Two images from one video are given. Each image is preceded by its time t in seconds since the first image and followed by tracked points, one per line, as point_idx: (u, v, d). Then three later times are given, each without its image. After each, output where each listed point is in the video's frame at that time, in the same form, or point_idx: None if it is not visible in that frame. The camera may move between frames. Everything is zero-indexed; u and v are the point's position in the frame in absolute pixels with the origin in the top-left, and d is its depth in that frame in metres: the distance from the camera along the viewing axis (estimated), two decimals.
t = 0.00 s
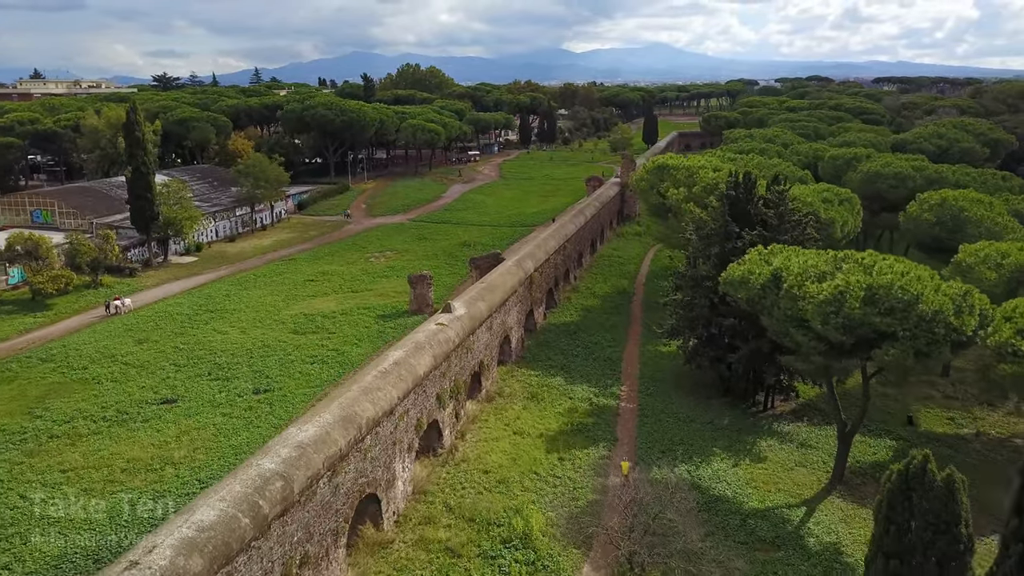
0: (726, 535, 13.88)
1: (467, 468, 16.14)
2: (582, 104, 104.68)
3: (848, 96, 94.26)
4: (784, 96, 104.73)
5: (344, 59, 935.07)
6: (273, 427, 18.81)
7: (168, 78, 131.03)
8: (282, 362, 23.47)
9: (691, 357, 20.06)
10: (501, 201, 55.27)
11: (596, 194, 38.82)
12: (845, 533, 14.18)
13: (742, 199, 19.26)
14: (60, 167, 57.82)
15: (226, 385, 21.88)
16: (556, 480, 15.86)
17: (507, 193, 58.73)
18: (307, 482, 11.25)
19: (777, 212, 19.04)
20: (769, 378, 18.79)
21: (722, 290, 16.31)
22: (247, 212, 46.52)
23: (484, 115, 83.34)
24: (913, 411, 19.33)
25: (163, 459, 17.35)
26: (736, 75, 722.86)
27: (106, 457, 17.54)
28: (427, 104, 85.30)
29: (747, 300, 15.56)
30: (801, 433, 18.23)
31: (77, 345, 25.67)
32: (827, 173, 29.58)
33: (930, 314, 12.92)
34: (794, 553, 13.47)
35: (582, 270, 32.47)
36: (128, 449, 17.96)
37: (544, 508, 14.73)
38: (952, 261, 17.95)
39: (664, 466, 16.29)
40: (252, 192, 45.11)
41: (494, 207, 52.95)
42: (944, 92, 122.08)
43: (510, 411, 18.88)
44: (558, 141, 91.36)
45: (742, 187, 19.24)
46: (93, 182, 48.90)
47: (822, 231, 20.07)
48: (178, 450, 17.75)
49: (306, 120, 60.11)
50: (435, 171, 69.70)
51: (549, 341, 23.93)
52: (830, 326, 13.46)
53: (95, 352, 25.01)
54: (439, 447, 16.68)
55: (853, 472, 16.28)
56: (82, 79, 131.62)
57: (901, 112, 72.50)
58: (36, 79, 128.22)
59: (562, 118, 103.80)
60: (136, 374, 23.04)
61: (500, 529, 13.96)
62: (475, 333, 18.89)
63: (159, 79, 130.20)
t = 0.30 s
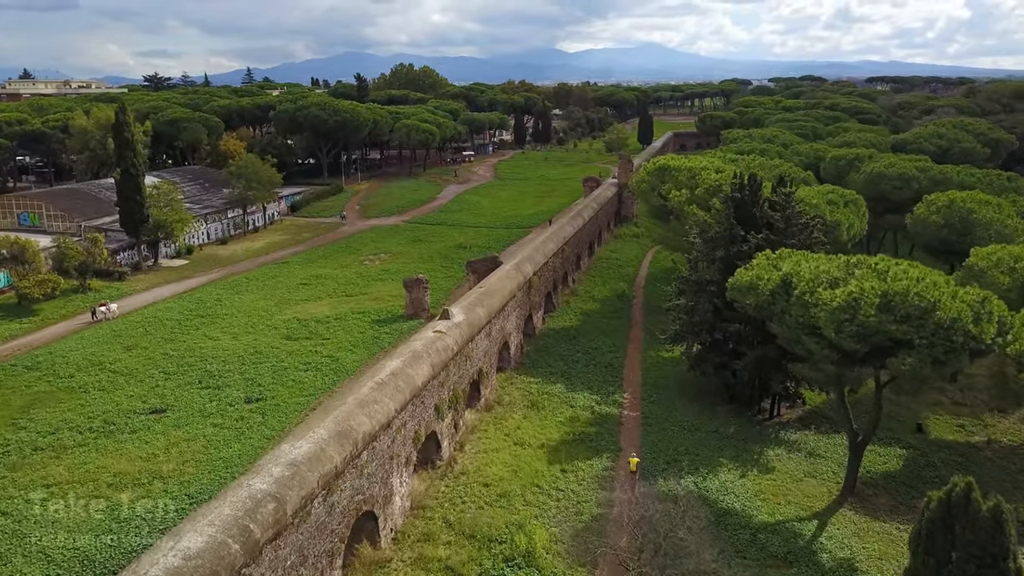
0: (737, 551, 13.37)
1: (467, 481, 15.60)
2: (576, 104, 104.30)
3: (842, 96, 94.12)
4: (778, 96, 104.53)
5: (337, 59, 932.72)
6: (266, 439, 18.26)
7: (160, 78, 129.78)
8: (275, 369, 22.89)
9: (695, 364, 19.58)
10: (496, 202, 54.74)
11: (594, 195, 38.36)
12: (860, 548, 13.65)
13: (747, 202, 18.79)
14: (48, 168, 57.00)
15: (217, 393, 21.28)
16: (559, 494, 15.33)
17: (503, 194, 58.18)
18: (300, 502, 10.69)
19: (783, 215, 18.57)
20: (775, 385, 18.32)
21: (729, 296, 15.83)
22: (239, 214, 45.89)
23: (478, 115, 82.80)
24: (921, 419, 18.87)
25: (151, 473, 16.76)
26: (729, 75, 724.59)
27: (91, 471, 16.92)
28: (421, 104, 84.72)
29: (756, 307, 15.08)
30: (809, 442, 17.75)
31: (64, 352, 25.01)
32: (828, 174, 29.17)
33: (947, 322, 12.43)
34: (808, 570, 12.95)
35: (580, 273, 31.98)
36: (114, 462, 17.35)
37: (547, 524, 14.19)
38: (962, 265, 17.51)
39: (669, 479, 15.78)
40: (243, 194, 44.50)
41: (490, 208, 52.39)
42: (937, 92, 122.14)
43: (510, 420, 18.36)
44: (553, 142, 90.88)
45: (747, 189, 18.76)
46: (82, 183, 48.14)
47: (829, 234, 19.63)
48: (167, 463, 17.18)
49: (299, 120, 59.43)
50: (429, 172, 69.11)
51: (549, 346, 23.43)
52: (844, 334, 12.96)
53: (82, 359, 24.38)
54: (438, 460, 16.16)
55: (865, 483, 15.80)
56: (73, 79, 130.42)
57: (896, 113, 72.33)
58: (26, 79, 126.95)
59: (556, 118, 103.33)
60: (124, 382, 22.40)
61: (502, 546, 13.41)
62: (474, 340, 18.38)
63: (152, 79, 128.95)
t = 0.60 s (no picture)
0: (746, 568, 12.90)
1: (466, 494, 15.09)
2: (570, 104, 103.88)
3: (836, 95, 93.96)
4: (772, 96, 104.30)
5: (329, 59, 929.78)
6: (257, 452, 17.70)
7: (150, 78, 128.55)
8: (266, 376, 22.32)
9: (699, 370, 19.13)
10: (490, 203, 54.21)
11: (590, 197, 37.90)
12: (872, 562, 13.18)
13: (751, 205, 18.36)
14: (35, 170, 56.15)
15: (207, 403, 20.67)
16: (561, 507, 14.84)
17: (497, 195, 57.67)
18: (294, 524, 10.15)
19: (789, 217, 18.14)
20: (781, 392, 17.88)
21: (735, 302, 15.40)
22: (230, 216, 45.23)
23: (471, 116, 82.23)
24: (929, 426, 18.47)
25: (138, 487, 16.18)
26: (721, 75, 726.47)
27: (76, 486, 16.32)
28: (414, 104, 84.08)
29: (764, 313, 14.64)
30: (817, 451, 17.31)
31: (49, 360, 24.36)
32: (828, 175, 28.80)
33: (964, 329, 11.99)
34: None
35: (578, 276, 31.52)
36: (99, 476, 16.74)
37: (550, 540, 13.68)
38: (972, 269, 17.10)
39: (674, 491, 15.32)
40: (234, 196, 43.85)
41: (484, 209, 51.87)
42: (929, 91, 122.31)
43: (510, 430, 17.86)
44: (547, 142, 90.37)
45: (751, 191, 18.32)
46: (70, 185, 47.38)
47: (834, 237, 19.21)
48: (154, 477, 16.60)
49: (290, 121, 58.70)
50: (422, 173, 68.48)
51: (548, 352, 22.95)
52: (858, 342, 12.51)
53: (68, 367, 23.72)
54: (436, 472, 15.66)
55: (875, 493, 15.34)
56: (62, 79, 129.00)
57: (891, 113, 72.17)
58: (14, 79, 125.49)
59: (550, 118, 102.87)
60: (111, 392, 21.74)
61: (503, 563, 12.90)
62: (472, 347, 17.87)
63: (142, 79, 127.74)
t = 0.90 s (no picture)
0: None
1: (458, 507, 14.57)
2: (555, 104, 103.56)
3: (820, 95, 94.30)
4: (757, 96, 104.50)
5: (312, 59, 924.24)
6: (240, 465, 17.07)
7: (130, 78, 126.61)
8: (249, 385, 21.66)
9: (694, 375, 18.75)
10: (477, 204, 53.69)
11: (579, 198, 37.50)
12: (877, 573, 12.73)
13: (747, 206, 18.00)
14: (11, 171, 54.83)
15: (188, 413, 19.98)
16: (556, 520, 14.36)
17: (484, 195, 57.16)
18: (279, 547, 9.58)
19: (785, 219, 17.83)
20: (778, 397, 17.53)
21: (734, 306, 15.05)
22: (212, 218, 44.35)
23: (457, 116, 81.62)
24: (927, 430, 18.19)
25: (115, 504, 15.50)
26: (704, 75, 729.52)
27: (50, 503, 15.61)
28: (399, 104, 83.31)
29: (764, 319, 14.24)
30: (815, 457, 16.96)
31: (23, 368, 23.55)
32: (819, 175, 28.58)
33: (970, 335, 11.65)
34: None
35: (567, 278, 31.09)
36: (75, 492, 16.05)
37: (546, 555, 13.20)
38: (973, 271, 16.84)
39: (672, 502, 14.89)
40: (217, 198, 43.01)
41: (471, 210, 51.34)
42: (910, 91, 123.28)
43: (501, 439, 17.37)
44: (533, 142, 89.92)
45: (747, 192, 17.97)
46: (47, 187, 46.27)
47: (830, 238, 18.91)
48: (133, 492, 15.93)
49: (273, 121, 57.82)
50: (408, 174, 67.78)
51: (539, 357, 22.48)
52: (862, 348, 12.15)
53: (43, 376, 22.91)
54: (427, 484, 15.14)
55: (876, 501, 14.96)
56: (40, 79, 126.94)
57: (875, 113, 72.45)
58: None
59: (535, 118, 102.47)
60: (88, 402, 20.98)
61: None
62: (462, 355, 17.36)
63: (123, 79, 125.92)
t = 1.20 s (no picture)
0: None
1: (453, 520, 14.09)
2: (542, 104, 103.20)
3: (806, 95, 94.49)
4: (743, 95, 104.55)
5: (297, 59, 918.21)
6: (225, 478, 16.49)
7: (112, 79, 124.89)
8: (235, 393, 21.06)
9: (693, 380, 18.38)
10: (465, 204, 53.17)
11: (569, 198, 37.09)
12: None
13: (743, 208, 17.68)
14: None
15: (171, 423, 19.35)
16: (554, 533, 13.89)
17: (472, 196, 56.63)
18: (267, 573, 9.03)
19: (783, 221, 17.49)
20: (777, 403, 17.19)
21: (735, 311, 14.74)
22: (196, 221, 43.54)
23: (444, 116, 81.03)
24: (927, 435, 17.92)
25: (95, 521, 14.88)
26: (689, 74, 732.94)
27: (27, 520, 14.96)
28: (385, 104, 82.58)
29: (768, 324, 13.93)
30: (816, 464, 16.64)
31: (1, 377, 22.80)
32: (812, 176, 28.38)
33: (981, 341, 11.32)
34: None
35: (559, 280, 30.67)
36: (53, 507, 15.42)
37: (544, 571, 12.74)
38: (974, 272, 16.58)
39: (672, 513, 14.49)
40: (201, 200, 42.26)
41: (459, 211, 50.82)
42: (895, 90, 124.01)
43: (496, 447, 16.92)
44: (520, 142, 89.44)
45: (744, 194, 17.63)
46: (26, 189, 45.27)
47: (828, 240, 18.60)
48: (114, 507, 15.33)
49: (258, 122, 57.00)
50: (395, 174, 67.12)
51: (533, 362, 22.04)
52: (869, 355, 11.80)
53: (21, 385, 22.18)
54: (420, 497, 14.65)
55: (881, 510, 14.61)
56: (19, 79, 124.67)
57: (862, 112, 72.62)
58: None
59: (523, 118, 102.06)
60: (68, 412, 20.30)
61: None
62: (455, 362, 16.88)
63: (105, 79, 124.15)
